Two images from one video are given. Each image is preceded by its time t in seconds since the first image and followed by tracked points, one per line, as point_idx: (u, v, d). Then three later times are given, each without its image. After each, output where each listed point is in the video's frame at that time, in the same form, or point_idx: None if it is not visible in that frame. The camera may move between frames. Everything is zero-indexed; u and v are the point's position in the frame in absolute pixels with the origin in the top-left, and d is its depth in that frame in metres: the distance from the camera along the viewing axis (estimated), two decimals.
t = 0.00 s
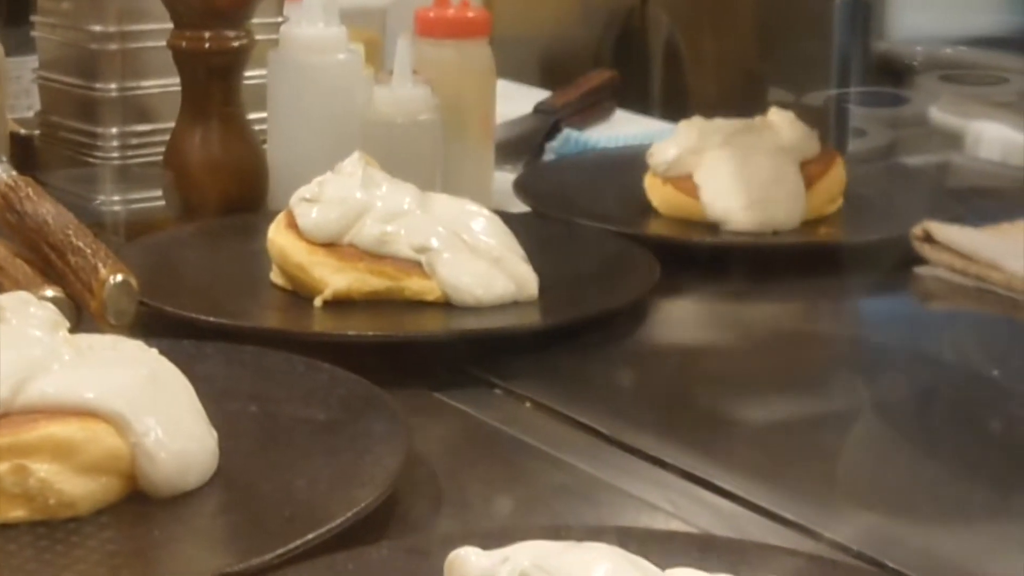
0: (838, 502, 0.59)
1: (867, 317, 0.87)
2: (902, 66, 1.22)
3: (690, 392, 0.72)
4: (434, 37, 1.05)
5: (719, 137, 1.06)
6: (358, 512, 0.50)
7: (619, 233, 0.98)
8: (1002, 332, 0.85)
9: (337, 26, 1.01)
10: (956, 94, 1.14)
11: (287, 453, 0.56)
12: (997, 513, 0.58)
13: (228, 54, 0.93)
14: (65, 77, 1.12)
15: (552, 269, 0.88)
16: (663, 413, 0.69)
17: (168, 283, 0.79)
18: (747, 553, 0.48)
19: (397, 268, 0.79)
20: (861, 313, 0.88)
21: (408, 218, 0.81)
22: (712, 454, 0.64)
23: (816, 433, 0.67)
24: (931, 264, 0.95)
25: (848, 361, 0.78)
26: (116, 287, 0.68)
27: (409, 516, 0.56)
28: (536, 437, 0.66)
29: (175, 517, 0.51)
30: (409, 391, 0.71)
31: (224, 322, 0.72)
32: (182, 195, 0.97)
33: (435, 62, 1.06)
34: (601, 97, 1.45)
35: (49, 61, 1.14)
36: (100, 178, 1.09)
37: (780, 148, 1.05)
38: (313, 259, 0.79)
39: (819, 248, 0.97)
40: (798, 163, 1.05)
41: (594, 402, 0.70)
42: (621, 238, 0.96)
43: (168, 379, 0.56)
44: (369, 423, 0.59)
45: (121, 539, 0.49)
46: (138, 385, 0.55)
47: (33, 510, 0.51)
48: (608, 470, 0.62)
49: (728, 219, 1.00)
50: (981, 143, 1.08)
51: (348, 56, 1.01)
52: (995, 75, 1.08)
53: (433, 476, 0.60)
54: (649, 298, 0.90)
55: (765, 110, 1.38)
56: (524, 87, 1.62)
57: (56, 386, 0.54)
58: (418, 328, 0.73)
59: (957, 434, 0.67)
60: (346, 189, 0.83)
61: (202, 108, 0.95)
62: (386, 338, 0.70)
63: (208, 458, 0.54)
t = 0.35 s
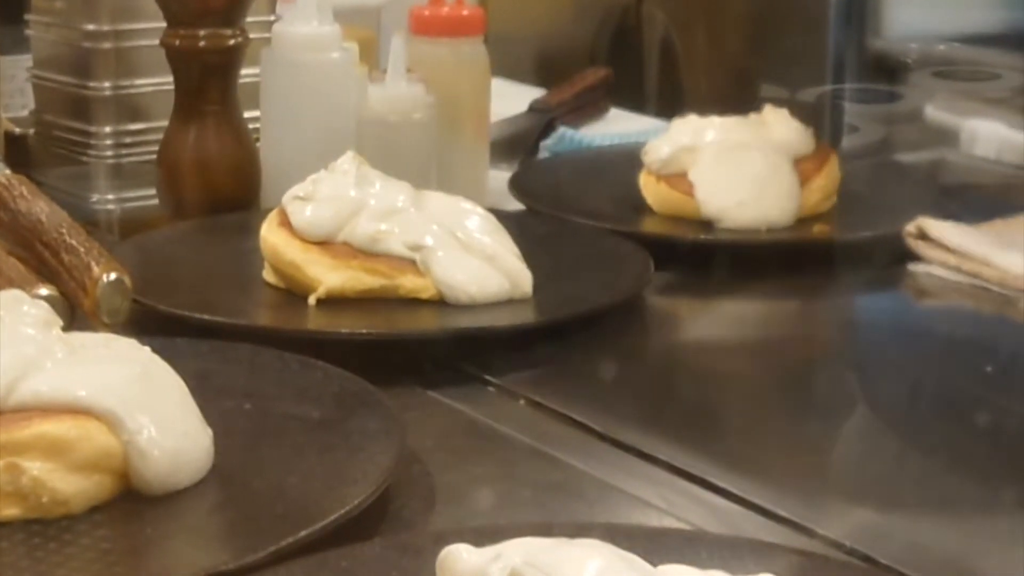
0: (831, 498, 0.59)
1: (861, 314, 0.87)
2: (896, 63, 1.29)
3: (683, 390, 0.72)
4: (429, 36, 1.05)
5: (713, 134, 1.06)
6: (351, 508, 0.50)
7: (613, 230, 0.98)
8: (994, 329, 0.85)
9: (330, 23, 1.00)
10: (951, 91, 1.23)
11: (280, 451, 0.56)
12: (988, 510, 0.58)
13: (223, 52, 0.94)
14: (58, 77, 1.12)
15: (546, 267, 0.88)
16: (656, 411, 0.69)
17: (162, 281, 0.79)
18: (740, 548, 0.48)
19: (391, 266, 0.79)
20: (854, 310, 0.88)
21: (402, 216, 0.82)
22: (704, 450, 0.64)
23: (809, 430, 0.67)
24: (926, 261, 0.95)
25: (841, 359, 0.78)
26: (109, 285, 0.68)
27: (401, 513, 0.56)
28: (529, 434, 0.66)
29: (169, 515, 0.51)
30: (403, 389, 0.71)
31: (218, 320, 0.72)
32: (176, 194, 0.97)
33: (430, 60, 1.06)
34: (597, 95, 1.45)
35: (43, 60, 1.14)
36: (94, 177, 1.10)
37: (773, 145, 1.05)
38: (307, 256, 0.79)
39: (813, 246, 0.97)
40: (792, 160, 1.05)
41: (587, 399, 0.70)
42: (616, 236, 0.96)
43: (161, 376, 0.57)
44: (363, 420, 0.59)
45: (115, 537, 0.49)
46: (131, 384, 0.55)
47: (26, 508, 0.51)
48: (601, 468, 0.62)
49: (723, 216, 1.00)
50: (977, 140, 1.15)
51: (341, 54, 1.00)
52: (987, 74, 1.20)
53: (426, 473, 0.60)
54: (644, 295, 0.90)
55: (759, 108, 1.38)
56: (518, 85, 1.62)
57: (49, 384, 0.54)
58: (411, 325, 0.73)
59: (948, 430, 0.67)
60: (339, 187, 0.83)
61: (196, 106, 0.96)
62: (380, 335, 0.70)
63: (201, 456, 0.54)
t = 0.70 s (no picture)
0: (825, 498, 0.59)
1: (855, 313, 0.87)
2: (890, 63, 1.30)
3: (677, 389, 0.73)
4: (422, 36, 1.05)
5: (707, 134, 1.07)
6: (345, 509, 0.50)
7: (606, 230, 0.98)
8: (987, 328, 0.85)
9: (323, 24, 1.01)
10: (945, 90, 1.24)
11: (274, 451, 0.56)
12: (982, 508, 0.58)
13: (217, 52, 0.94)
14: (51, 78, 1.12)
15: (540, 267, 0.88)
16: (651, 410, 0.69)
17: (156, 282, 0.79)
18: (735, 548, 0.48)
19: (386, 266, 0.79)
20: (848, 309, 0.88)
21: (396, 216, 0.82)
22: (698, 450, 0.64)
23: (803, 429, 0.67)
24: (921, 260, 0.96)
25: (836, 357, 0.78)
26: (103, 287, 0.68)
27: (395, 513, 0.56)
28: (523, 434, 0.66)
29: (163, 516, 0.51)
30: (397, 389, 0.72)
31: (213, 321, 0.72)
32: (169, 195, 0.97)
33: (424, 60, 1.06)
34: (591, 95, 1.45)
35: (36, 61, 1.14)
36: (88, 181, 1.09)
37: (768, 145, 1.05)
38: (301, 257, 0.79)
39: (806, 245, 0.97)
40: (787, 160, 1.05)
41: (581, 399, 0.70)
42: (610, 236, 0.96)
43: (155, 377, 0.57)
44: (357, 421, 0.59)
45: (109, 537, 0.49)
46: (125, 384, 0.55)
47: (20, 509, 0.51)
48: (595, 467, 0.62)
49: (718, 216, 1.01)
50: (972, 139, 1.15)
51: (335, 55, 1.01)
52: (980, 72, 1.22)
53: (421, 474, 0.60)
54: (638, 295, 0.90)
55: (753, 107, 1.38)
56: (513, 85, 1.62)
57: (43, 385, 0.54)
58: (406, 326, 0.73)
59: (941, 429, 0.68)
60: (333, 188, 0.83)
61: (190, 108, 0.96)
62: (375, 336, 0.70)
63: (195, 457, 0.54)
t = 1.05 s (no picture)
0: (824, 498, 0.59)
1: (852, 313, 0.88)
2: (889, 63, 1.33)
3: (675, 389, 0.73)
4: (419, 36, 1.05)
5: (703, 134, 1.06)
6: (344, 509, 0.50)
7: (603, 230, 0.98)
8: (983, 326, 0.85)
9: (320, 25, 1.01)
10: (943, 92, 1.25)
11: (272, 452, 0.56)
12: (980, 508, 0.58)
13: (215, 53, 0.94)
14: (48, 79, 1.12)
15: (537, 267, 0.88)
16: (650, 410, 0.69)
17: (155, 283, 0.79)
18: (734, 548, 0.48)
19: (383, 267, 0.79)
20: (845, 309, 0.88)
21: (394, 217, 0.82)
22: (696, 450, 0.64)
23: (802, 430, 0.67)
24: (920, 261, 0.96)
25: (834, 357, 0.78)
26: (101, 287, 0.68)
27: (394, 514, 0.56)
28: (521, 434, 0.66)
29: (161, 517, 0.51)
30: (396, 390, 0.72)
31: (211, 322, 0.72)
32: (167, 196, 0.97)
33: (422, 60, 1.06)
34: (588, 95, 1.46)
35: (33, 61, 1.14)
36: (86, 182, 1.09)
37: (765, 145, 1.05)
38: (299, 258, 0.79)
39: (804, 245, 0.97)
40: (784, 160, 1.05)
41: (579, 399, 0.70)
42: (608, 236, 0.96)
43: (153, 379, 0.57)
44: (355, 421, 0.59)
45: (108, 538, 0.49)
46: (123, 385, 0.55)
47: (18, 511, 0.51)
48: (593, 468, 0.62)
49: (714, 216, 1.01)
50: (969, 138, 1.15)
51: (332, 55, 1.01)
52: (983, 72, 1.25)
53: (419, 475, 0.60)
54: (636, 295, 0.90)
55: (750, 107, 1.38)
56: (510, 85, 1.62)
57: (41, 386, 0.54)
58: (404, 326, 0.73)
59: (938, 429, 0.68)
60: (330, 189, 0.83)
61: (188, 109, 0.96)
62: (373, 336, 0.70)
63: (194, 458, 0.54)
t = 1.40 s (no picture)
0: (822, 499, 0.59)
1: (851, 315, 0.88)
2: (888, 63, 1.33)
3: (674, 390, 0.73)
4: (419, 38, 1.05)
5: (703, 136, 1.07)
6: (344, 511, 0.50)
7: (603, 231, 0.98)
8: (982, 327, 0.85)
9: (320, 27, 1.01)
10: (943, 93, 1.24)
11: (272, 454, 0.56)
12: (980, 509, 0.58)
13: (214, 55, 0.94)
14: (49, 81, 1.12)
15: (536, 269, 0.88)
16: (648, 411, 0.69)
17: (154, 285, 0.79)
18: (734, 550, 0.49)
19: (383, 268, 0.79)
20: (844, 310, 0.88)
21: (393, 218, 0.82)
22: (695, 451, 0.64)
23: (800, 431, 0.67)
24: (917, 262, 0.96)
25: (832, 358, 0.78)
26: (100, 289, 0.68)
27: (394, 516, 0.56)
28: (520, 435, 0.66)
29: (161, 518, 0.51)
30: (395, 391, 0.72)
31: (210, 324, 0.72)
32: (166, 198, 0.97)
33: (421, 62, 1.06)
34: (589, 94, 1.46)
35: (33, 63, 1.14)
36: (86, 183, 1.09)
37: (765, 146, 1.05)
38: (298, 260, 0.79)
39: (803, 246, 0.97)
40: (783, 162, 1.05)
41: (578, 401, 0.71)
42: (607, 237, 0.97)
43: (152, 380, 0.57)
44: (355, 423, 0.59)
45: (108, 540, 0.49)
46: (122, 387, 0.55)
47: (17, 513, 0.51)
48: (593, 469, 0.62)
49: (713, 217, 1.01)
50: (968, 141, 1.15)
51: (332, 57, 1.01)
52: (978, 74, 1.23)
53: (418, 476, 0.60)
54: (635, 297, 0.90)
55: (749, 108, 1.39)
56: (510, 87, 1.62)
57: (41, 388, 0.54)
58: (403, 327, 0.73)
59: (937, 429, 0.68)
60: (330, 190, 0.83)
61: (187, 111, 0.96)
62: (372, 338, 0.70)
63: (193, 459, 0.54)
